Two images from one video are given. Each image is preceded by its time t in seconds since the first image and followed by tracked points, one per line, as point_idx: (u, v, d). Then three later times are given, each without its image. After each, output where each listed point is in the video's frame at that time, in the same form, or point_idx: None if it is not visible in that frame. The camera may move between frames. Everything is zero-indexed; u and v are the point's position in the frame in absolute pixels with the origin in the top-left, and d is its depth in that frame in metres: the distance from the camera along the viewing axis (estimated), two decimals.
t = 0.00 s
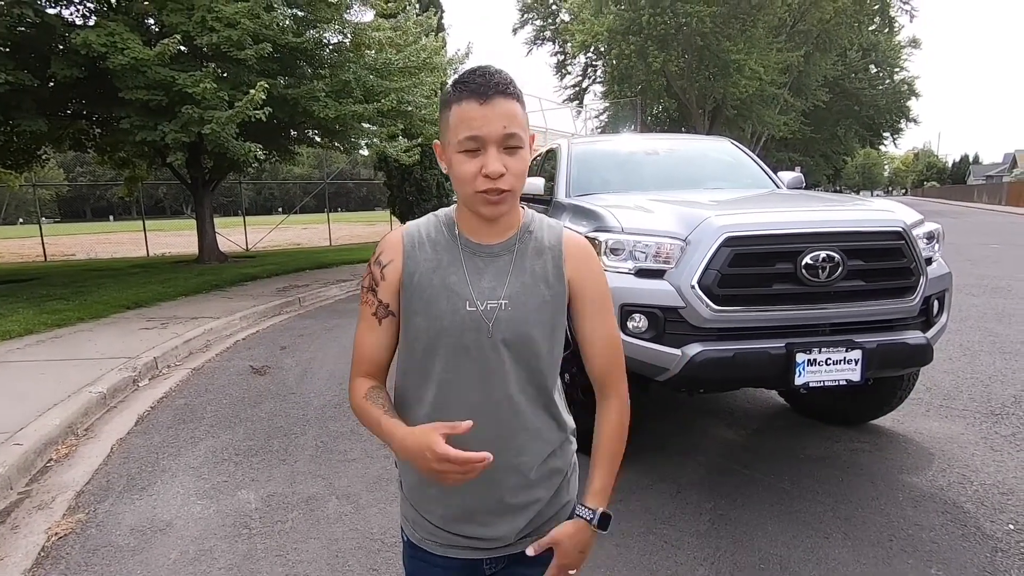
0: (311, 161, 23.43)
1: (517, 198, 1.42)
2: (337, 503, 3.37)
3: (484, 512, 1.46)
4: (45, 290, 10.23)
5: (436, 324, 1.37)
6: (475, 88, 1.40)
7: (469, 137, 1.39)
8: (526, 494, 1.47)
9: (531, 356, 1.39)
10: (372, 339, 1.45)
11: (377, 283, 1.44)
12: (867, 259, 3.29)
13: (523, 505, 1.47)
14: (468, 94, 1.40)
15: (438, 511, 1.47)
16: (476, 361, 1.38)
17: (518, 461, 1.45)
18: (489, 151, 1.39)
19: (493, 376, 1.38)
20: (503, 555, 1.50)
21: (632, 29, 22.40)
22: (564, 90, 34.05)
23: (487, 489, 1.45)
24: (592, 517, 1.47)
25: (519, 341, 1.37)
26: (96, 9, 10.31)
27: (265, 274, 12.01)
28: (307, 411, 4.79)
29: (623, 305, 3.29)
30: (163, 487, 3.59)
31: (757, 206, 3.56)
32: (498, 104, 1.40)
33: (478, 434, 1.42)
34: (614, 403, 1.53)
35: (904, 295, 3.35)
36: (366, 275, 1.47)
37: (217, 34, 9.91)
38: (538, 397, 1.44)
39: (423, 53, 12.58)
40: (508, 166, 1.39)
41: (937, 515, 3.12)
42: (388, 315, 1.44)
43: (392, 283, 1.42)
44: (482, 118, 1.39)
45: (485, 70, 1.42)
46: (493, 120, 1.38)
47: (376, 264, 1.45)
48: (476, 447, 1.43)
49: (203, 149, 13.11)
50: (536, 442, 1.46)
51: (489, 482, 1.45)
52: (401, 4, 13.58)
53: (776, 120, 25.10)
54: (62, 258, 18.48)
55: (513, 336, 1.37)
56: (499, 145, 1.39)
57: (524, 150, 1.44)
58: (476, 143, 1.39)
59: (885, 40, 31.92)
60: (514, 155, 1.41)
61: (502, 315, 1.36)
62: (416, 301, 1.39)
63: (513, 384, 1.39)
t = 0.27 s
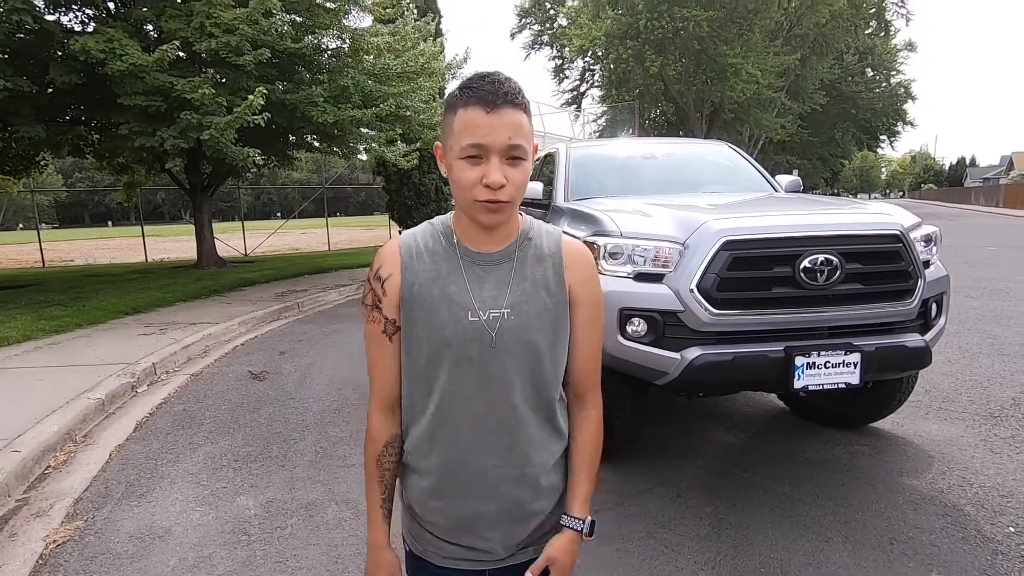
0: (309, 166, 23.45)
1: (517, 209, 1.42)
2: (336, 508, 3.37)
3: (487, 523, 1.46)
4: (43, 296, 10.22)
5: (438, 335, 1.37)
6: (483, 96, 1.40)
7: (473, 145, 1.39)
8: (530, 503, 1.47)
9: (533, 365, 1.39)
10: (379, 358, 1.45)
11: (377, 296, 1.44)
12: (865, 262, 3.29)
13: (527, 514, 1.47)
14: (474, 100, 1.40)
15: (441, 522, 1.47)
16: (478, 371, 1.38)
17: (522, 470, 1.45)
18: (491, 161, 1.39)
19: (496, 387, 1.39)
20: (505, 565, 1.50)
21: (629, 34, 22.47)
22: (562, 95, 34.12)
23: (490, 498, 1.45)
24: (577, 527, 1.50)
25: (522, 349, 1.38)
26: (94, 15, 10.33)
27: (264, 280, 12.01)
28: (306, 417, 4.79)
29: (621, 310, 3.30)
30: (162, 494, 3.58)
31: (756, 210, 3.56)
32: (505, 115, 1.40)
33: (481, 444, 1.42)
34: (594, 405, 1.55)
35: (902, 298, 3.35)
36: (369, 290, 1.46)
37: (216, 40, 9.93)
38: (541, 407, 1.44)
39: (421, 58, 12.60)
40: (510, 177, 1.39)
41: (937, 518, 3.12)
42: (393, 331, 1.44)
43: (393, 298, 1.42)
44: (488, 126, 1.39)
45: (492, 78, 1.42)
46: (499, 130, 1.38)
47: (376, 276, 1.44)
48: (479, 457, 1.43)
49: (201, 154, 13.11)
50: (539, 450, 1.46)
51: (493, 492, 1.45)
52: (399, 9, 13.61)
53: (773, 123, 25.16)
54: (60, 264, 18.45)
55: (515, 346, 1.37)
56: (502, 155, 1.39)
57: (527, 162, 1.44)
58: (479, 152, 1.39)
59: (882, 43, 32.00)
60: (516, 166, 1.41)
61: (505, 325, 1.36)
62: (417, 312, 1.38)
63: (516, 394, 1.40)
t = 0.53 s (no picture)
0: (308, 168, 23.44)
1: (514, 210, 1.42)
2: (335, 511, 3.37)
3: (488, 524, 1.45)
4: (41, 299, 10.20)
5: (436, 340, 1.37)
6: (480, 94, 1.40)
7: (470, 144, 1.40)
8: (530, 506, 1.47)
9: (532, 370, 1.40)
10: (368, 358, 1.47)
11: (371, 299, 1.45)
12: (863, 264, 3.30)
13: (528, 516, 1.47)
14: (471, 98, 1.41)
15: (445, 526, 1.45)
16: (477, 375, 1.38)
17: (521, 471, 1.45)
18: (487, 159, 1.39)
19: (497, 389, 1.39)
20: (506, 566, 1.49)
21: (628, 36, 22.49)
22: (561, 97, 34.15)
23: (490, 501, 1.44)
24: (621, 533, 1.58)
25: (521, 353, 1.38)
26: (93, 18, 10.33)
27: (262, 282, 12.00)
28: (305, 419, 4.78)
29: (620, 311, 3.30)
30: (160, 497, 3.58)
31: (754, 212, 3.57)
32: (501, 112, 1.40)
33: (481, 446, 1.42)
34: (608, 408, 1.58)
35: (901, 300, 3.35)
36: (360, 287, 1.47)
37: (215, 43, 9.93)
38: (540, 408, 1.44)
39: (420, 60, 12.61)
40: (505, 176, 1.40)
41: (936, 519, 3.12)
42: (382, 332, 1.45)
43: (387, 299, 1.43)
44: (484, 124, 1.39)
45: (488, 77, 1.43)
46: (495, 128, 1.39)
47: (370, 279, 1.45)
48: (478, 460, 1.42)
49: (200, 157, 13.10)
50: (539, 451, 1.46)
51: (492, 494, 1.44)
52: (398, 12, 13.63)
53: (772, 125, 25.18)
54: (59, 266, 18.44)
55: (514, 349, 1.37)
56: (498, 154, 1.40)
57: (524, 161, 1.44)
58: (476, 151, 1.40)
59: (880, 46, 32.10)
60: (512, 166, 1.42)
61: (504, 329, 1.36)
62: (415, 315, 1.38)
63: (516, 397, 1.40)
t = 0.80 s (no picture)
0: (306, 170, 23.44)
1: (507, 215, 1.42)
2: (333, 513, 3.36)
3: (484, 522, 1.45)
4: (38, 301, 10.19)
5: (432, 340, 1.37)
6: (468, 100, 1.39)
7: (461, 152, 1.39)
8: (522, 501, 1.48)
9: (526, 368, 1.41)
10: (364, 359, 1.47)
11: (366, 300, 1.44)
12: (860, 265, 3.31)
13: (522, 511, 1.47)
14: (460, 104, 1.39)
15: (442, 524, 1.44)
16: (472, 374, 1.39)
17: (517, 468, 1.45)
18: (479, 167, 1.38)
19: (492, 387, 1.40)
20: (500, 554, 1.48)
21: (626, 38, 22.52)
22: (559, 98, 34.17)
23: (484, 498, 1.45)
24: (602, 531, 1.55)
25: (516, 352, 1.39)
26: (91, 20, 10.33)
27: (260, 283, 11.99)
28: (303, 421, 4.78)
29: (618, 312, 3.30)
30: (157, 499, 3.57)
31: (752, 213, 3.58)
32: (491, 119, 1.39)
33: (477, 444, 1.42)
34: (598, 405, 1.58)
35: (898, 300, 3.36)
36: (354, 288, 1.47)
37: (213, 44, 9.93)
38: (534, 405, 1.45)
39: (418, 62, 12.62)
40: (497, 183, 1.39)
41: (933, 520, 3.13)
42: (377, 332, 1.45)
43: (382, 301, 1.43)
44: (474, 132, 1.38)
45: (477, 81, 1.41)
46: (486, 136, 1.38)
47: (365, 279, 1.44)
48: (473, 458, 1.43)
49: (198, 158, 13.09)
50: (533, 447, 1.47)
51: (488, 492, 1.44)
52: (396, 13, 13.63)
53: (769, 127, 25.21)
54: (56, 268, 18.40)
55: (508, 349, 1.39)
56: (489, 162, 1.39)
57: (516, 166, 1.43)
58: (467, 159, 1.39)
59: (876, 47, 32.20)
60: (504, 172, 1.41)
61: (498, 329, 1.37)
62: (411, 316, 1.39)
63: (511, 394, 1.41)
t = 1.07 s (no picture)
0: (305, 172, 23.46)
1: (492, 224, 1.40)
2: (331, 516, 3.36)
3: (474, 522, 1.47)
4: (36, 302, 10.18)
5: (419, 346, 1.36)
6: (463, 110, 1.35)
7: (453, 162, 1.35)
8: (507, 497, 1.50)
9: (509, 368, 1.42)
10: (347, 370, 1.41)
11: (348, 309, 1.38)
12: (859, 267, 3.31)
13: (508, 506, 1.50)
14: (453, 113, 1.35)
15: (431, 527, 1.44)
16: (459, 377, 1.39)
17: (504, 465, 1.47)
18: (471, 180, 1.35)
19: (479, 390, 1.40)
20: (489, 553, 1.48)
21: (624, 40, 22.58)
22: (558, 100, 34.22)
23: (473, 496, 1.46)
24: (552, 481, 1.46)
25: (500, 353, 1.40)
26: (90, 21, 10.33)
27: (259, 285, 11.99)
28: (302, 423, 4.77)
29: (617, 314, 3.30)
30: (156, 501, 3.57)
31: (751, 215, 3.58)
32: (485, 133, 1.36)
33: (465, 447, 1.42)
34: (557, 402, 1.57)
35: (896, 302, 3.37)
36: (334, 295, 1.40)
37: (211, 46, 9.92)
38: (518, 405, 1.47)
39: (417, 64, 12.63)
40: (488, 196, 1.37)
41: (932, 521, 3.13)
42: (360, 342, 1.39)
43: (366, 309, 1.37)
44: (469, 144, 1.35)
45: (469, 89, 1.37)
46: (479, 150, 1.35)
47: (346, 288, 1.39)
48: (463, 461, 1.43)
49: (196, 160, 13.09)
50: (518, 445, 1.49)
51: (477, 493, 1.46)
52: (395, 15, 13.65)
53: (767, 129, 25.26)
54: (53, 270, 18.38)
55: (493, 351, 1.40)
56: (481, 175, 1.36)
57: (504, 178, 1.42)
58: (459, 170, 1.36)
59: (874, 50, 32.27)
60: (494, 184, 1.39)
61: (484, 333, 1.38)
62: (397, 323, 1.37)
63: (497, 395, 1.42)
